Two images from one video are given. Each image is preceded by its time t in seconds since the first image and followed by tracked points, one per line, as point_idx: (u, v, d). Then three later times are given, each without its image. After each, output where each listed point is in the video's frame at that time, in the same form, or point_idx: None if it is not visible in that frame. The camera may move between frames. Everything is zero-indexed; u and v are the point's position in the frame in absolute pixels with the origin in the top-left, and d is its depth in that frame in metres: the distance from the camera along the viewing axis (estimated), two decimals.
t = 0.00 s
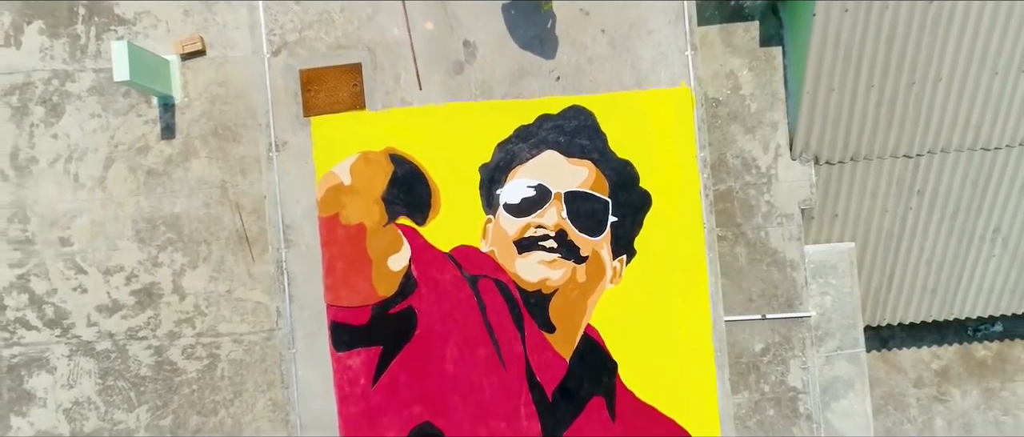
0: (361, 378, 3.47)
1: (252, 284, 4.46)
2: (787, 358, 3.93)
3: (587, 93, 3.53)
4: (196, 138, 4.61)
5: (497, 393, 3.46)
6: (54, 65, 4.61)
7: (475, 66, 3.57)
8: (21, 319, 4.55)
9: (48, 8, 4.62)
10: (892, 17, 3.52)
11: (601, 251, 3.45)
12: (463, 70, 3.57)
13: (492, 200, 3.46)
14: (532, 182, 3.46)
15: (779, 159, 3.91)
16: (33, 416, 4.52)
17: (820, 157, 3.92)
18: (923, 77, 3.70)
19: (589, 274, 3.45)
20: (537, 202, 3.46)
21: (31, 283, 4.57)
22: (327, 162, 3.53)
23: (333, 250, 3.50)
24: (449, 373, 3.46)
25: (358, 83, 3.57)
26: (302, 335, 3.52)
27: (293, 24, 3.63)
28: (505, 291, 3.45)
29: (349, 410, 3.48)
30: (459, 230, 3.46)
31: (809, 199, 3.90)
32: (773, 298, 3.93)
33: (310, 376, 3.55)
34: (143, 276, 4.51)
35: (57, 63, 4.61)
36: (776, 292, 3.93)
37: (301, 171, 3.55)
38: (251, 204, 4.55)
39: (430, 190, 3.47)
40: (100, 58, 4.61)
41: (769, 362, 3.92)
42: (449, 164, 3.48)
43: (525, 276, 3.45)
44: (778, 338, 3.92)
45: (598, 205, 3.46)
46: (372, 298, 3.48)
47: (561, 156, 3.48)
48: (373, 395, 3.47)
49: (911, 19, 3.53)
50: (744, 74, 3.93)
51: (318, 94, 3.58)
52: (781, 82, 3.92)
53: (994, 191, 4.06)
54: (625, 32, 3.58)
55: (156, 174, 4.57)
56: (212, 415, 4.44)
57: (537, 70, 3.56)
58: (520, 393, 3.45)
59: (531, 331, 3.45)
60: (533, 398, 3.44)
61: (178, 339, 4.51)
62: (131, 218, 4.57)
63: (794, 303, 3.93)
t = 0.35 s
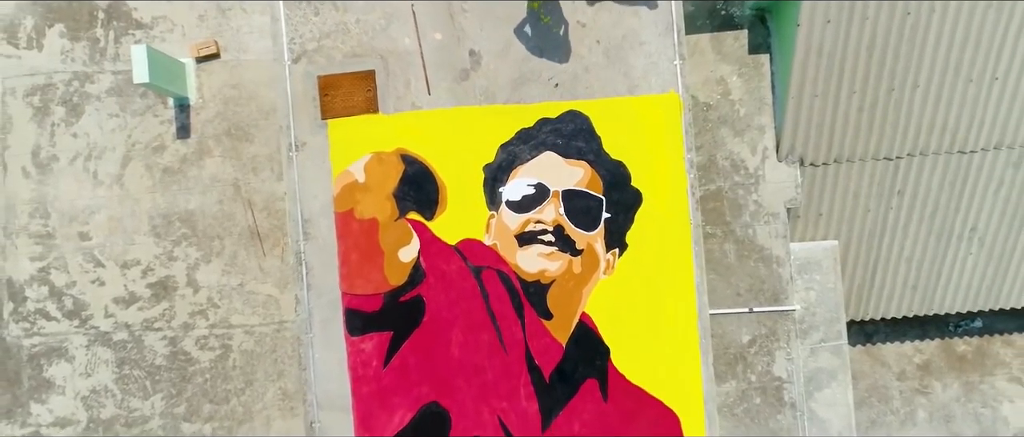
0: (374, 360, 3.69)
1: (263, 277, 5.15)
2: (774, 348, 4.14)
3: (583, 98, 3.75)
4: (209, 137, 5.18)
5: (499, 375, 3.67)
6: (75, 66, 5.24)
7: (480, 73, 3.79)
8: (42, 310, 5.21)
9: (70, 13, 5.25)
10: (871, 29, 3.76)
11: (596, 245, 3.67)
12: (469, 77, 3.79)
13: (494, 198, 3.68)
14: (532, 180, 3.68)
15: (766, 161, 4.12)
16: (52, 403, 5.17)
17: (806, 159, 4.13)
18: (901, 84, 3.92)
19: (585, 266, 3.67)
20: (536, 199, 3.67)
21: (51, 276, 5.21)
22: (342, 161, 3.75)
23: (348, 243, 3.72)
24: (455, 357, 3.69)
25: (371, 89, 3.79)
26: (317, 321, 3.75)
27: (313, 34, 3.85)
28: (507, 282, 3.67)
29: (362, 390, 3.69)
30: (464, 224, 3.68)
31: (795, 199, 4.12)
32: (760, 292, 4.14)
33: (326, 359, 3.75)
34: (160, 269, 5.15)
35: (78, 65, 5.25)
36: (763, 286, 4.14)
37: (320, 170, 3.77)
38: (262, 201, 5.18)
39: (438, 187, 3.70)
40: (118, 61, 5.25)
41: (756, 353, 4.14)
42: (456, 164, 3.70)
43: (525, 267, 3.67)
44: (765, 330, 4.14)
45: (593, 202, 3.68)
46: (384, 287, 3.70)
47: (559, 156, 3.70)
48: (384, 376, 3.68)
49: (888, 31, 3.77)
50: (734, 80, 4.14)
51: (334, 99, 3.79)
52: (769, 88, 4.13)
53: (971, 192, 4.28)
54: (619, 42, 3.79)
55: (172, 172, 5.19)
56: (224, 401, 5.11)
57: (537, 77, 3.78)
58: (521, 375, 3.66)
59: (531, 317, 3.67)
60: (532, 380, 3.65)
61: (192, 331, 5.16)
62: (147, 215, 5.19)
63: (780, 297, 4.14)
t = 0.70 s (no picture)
0: (385, 339, 3.91)
1: (273, 268, 5.36)
2: (761, 335, 4.37)
3: (579, 97, 3.97)
4: (222, 134, 5.42)
5: (501, 353, 3.90)
6: (93, 65, 5.45)
7: (484, 74, 4.00)
8: (61, 299, 5.40)
9: (88, 14, 5.48)
10: (852, 34, 3.99)
11: (591, 233, 3.90)
12: (474, 77, 4.00)
13: (497, 189, 3.91)
14: (532, 173, 3.90)
15: (754, 158, 4.34)
16: (71, 388, 5.38)
17: (791, 156, 4.36)
18: (882, 86, 4.15)
19: (581, 252, 3.89)
20: (535, 189, 3.89)
21: (69, 266, 5.40)
22: (355, 155, 3.97)
23: (361, 230, 3.94)
24: (460, 336, 3.91)
25: (382, 89, 4.01)
26: (333, 303, 3.96)
27: (329, 36, 4.02)
28: (509, 267, 3.89)
29: (373, 367, 3.92)
30: (469, 213, 3.91)
31: (782, 194, 4.34)
32: (748, 282, 4.36)
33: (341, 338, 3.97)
34: (174, 260, 5.37)
35: (96, 64, 5.45)
36: (750, 277, 4.36)
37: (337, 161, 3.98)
38: (274, 195, 5.38)
39: (444, 180, 3.92)
40: (134, 60, 5.44)
41: (744, 340, 4.36)
42: (462, 157, 3.93)
43: (525, 253, 3.89)
44: (752, 318, 4.36)
45: (589, 193, 3.91)
46: (394, 271, 3.92)
47: (557, 151, 3.92)
48: (394, 354, 3.91)
49: (869, 36, 3.99)
50: (724, 81, 4.37)
51: (349, 96, 4.01)
52: (757, 88, 4.35)
53: (948, 189, 4.50)
54: (614, 45, 4.00)
55: (186, 166, 5.42)
56: (236, 387, 5.34)
57: (536, 77, 3.99)
58: (521, 353, 3.89)
59: (531, 300, 3.89)
60: (532, 358, 3.88)
61: (205, 319, 5.38)
62: (162, 208, 5.43)
63: (767, 286, 4.36)
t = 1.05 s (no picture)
0: (396, 319, 4.14)
1: (284, 259, 5.60)
2: (750, 322, 4.59)
3: (579, 95, 4.20)
4: (235, 130, 5.65)
5: (505, 333, 4.13)
6: (112, 63, 5.71)
7: (490, 72, 4.21)
8: (79, 288, 5.63)
9: (107, 14, 5.71)
10: (837, 36, 4.22)
11: (589, 221, 4.12)
12: (480, 76, 4.21)
13: (501, 181, 4.13)
14: (533, 165, 4.13)
15: (745, 154, 4.57)
16: (88, 374, 5.60)
17: (780, 152, 4.57)
18: (865, 86, 4.37)
19: (579, 239, 4.12)
20: (536, 179, 4.12)
21: (88, 256, 5.64)
22: (369, 147, 4.18)
23: (374, 218, 4.16)
24: (466, 317, 4.14)
25: (395, 86, 4.22)
26: (347, 285, 4.18)
27: (345, 37, 4.27)
28: (512, 253, 4.11)
29: (385, 345, 4.15)
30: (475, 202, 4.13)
31: (771, 188, 4.56)
32: (738, 272, 4.58)
33: (355, 319, 4.19)
34: (189, 251, 5.55)
35: (115, 62, 5.72)
36: (741, 267, 4.58)
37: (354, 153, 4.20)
38: (284, 189, 5.60)
39: (452, 171, 4.14)
40: (151, 59, 5.70)
41: (734, 327, 4.59)
42: (468, 150, 4.16)
43: (527, 240, 4.11)
44: (742, 307, 4.58)
45: (587, 184, 4.13)
46: (404, 256, 4.15)
47: (558, 144, 4.15)
48: (405, 333, 4.14)
49: (853, 37, 4.23)
50: (717, 80, 4.59)
51: (364, 93, 4.21)
52: (748, 88, 4.58)
53: (930, 184, 4.72)
54: (611, 46, 4.23)
55: (200, 161, 5.60)
56: (248, 374, 5.57)
57: (538, 76, 4.21)
58: (523, 333, 4.12)
59: (533, 283, 4.12)
60: (532, 337, 4.11)
61: (218, 308, 5.60)
62: (178, 201, 5.61)
63: (756, 276, 4.58)
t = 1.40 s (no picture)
0: (404, 305, 4.36)
1: (293, 253, 5.80)
2: (741, 313, 4.79)
3: (577, 94, 4.41)
4: (246, 127, 5.85)
5: (507, 319, 4.34)
6: (128, 63, 5.92)
7: (494, 73, 4.43)
8: (96, 279, 5.85)
9: (123, 16, 5.92)
10: (823, 39, 4.44)
11: (586, 214, 4.34)
12: (484, 76, 4.43)
13: (503, 175, 4.35)
14: (534, 161, 4.34)
15: (736, 151, 4.78)
16: (104, 362, 5.82)
17: (769, 150, 4.79)
18: (850, 87, 4.58)
19: (577, 231, 4.34)
20: (536, 174, 4.33)
21: (104, 249, 5.86)
22: (379, 144, 4.40)
23: (383, 210, 4.37)
24: (470, 304, 4.35)
25: (404, 87, 4.42)
26: (359, 273, 4.40)
27: (357, 40, 4.47)
28: (514, 244, 4.33)
29: (393, 330, 4.36)
30: (479, 195, 4.35)
31: (761, 185, 4.77)
32: (729, 264, 4.79)
33: (365, 306, 4.40)
34: (201, 244, 5.80)
35: (129, 62, 5.93)
36: (732, 260, 4.79)
37: (363, 149, 4.40)
38: (294, 185, 5.84)
39: (457, 166, 4.36)
40: (165, 58, 5.93)
41: (725, 317, 4.79)
42: (473, 146, 4.37)
43: (528, 231, 4.33)
44: (733, 298, 4.78)
45: (585, 179, 4.34)
46: (412, 246, 4.36)
47: (557, 141, 4.36)
48: (412, 319, 4.36)
49: (838, 40, 4.44)
50: (709, 81, 4.80)
51: (374, 92, 4.42)
52: (738, 89, 4.80)
53: (912, 182, 4.93)
54: (607, 49, 4.44)
55: (213, 158, 5.82)
56: (258, 362, 5.77)
57: (539, 77, 4.43)
58: (523, 319, 4.34)
59: (534, 272, 4.33)
60: (533, 323, 4.33)
61: (229, 299, 5.81)
62: (190, 196, 5.84)
63: (747, 268, 4.78)
